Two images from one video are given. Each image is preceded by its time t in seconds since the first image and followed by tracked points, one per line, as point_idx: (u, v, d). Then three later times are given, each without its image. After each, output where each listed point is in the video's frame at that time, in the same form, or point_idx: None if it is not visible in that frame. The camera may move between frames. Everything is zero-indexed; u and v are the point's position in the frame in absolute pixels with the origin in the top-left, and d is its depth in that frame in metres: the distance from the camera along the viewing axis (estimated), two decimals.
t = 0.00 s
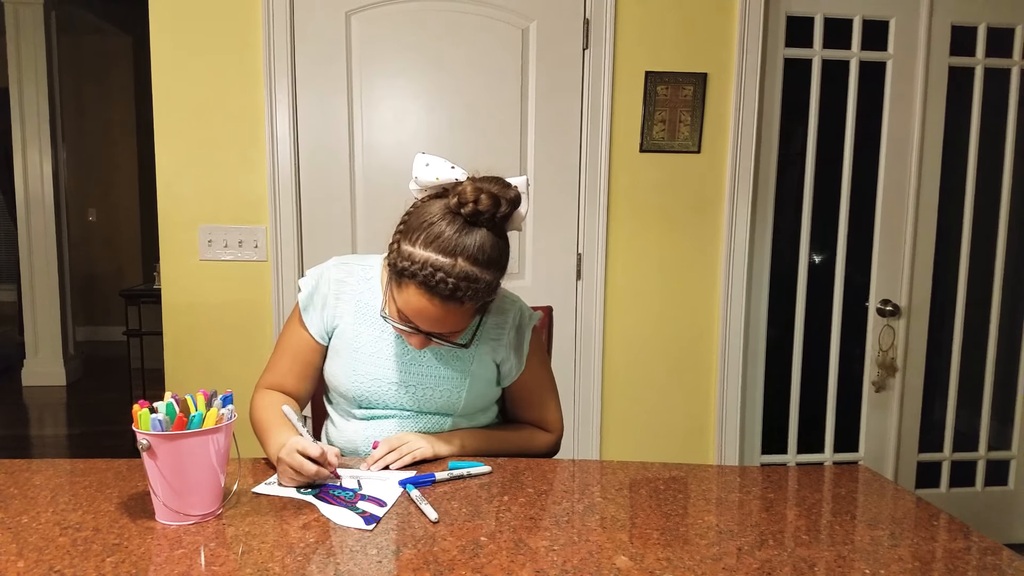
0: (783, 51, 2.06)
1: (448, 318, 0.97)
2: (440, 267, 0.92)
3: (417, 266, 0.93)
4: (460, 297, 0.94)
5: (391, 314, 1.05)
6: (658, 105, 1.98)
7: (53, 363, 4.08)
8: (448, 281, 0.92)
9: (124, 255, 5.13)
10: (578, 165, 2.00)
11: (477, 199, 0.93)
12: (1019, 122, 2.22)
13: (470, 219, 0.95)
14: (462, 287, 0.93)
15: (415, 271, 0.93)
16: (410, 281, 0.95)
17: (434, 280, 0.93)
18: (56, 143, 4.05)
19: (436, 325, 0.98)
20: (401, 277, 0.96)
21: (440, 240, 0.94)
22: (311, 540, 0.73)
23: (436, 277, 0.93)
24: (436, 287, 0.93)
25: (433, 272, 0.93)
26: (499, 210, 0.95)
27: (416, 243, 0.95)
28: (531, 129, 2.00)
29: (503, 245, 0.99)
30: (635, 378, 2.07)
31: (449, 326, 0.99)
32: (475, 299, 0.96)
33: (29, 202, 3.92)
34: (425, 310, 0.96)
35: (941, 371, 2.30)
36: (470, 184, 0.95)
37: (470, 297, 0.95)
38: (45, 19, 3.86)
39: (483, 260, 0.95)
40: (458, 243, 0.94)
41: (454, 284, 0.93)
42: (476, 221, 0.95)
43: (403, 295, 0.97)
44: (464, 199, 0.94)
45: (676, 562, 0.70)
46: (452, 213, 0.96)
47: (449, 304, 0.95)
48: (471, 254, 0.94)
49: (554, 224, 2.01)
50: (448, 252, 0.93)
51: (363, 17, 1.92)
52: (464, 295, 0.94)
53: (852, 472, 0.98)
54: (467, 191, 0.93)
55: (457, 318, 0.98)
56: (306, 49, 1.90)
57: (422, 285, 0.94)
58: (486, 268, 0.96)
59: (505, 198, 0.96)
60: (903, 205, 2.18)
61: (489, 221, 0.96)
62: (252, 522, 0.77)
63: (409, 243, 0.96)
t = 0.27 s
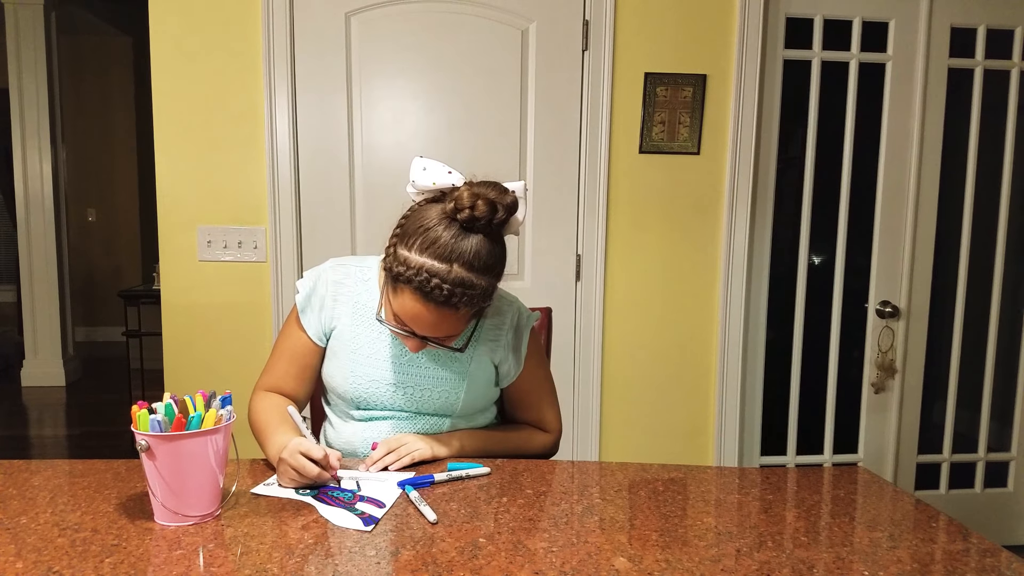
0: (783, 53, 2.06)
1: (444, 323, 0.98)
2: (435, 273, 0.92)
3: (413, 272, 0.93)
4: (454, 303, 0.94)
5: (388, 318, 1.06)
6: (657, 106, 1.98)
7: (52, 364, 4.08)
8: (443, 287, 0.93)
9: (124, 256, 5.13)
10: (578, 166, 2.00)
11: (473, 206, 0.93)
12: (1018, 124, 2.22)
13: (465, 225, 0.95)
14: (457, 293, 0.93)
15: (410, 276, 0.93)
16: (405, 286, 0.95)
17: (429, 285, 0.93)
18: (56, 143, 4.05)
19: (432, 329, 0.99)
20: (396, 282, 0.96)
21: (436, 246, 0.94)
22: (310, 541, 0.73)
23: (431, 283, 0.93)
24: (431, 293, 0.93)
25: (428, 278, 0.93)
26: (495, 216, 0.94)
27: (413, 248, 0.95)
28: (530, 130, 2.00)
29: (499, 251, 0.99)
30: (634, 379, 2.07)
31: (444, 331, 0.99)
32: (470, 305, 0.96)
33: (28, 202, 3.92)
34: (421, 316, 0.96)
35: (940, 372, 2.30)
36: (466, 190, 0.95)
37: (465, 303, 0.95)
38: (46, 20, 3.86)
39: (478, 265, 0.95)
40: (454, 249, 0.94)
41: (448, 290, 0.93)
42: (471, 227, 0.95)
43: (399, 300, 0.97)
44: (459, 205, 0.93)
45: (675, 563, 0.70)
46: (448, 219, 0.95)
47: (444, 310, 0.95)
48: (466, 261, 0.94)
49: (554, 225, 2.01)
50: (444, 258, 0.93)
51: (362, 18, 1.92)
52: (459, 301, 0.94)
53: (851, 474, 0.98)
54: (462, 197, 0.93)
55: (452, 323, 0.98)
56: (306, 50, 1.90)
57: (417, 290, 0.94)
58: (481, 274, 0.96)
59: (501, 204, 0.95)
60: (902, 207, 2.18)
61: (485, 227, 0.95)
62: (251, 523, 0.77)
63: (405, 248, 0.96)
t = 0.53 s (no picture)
0: (782, 54, 2.06)
1: (441, 329, 0.98)
2: (431, 278, 0.92)
3: (409, 278, 0.93)
4: (451, 308, 0.94)
5: (383, 321, 1.06)
6: (656, 107, 1.98)
7: (51, 364, 4.08)
8: (439, 293, 0.93)
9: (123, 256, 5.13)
10: (577, 167, 2.00)
11: (470, 212, 0.93)
12: (1017, 125, 2.23)
13: (461, 230, 0.95)
14: (453, 299, 0.93)
15: (406, 282, 0.93)
16: (401, 292, 0.95)
17: (425, 291, 0.93)
18: (55, 143, 4.05)
19: (428, 334, 0.99)
20: (392, 287, 0.96)
21: (432, 251, 0.94)
22: (307, 541, 0.73)
23: (427, 288, 0.93)
24: (427, 299, 0.93)
25: (424, 284, 0.93)
26: (491, 221, 0.94)
27: (409, 254, 0.95)
28: (529, 130, 2.00)
29: (495, 256, 0.99)
30: (633, 380, 2.07)
31: (441, 336, 0.99)
32: (466, 310, 0.96)
33: (28, 202, 3.92)
34: (418, 323, 0.96)
35: (939, 373, 2.30)
36: (463, 195, 0.95)
37: (460, 308, 0.95)
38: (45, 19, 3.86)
39: (474, 271, 0.95)
40: (450, 255, 0.94)
41: (444, 296, 0.93)
42: (467, 233, 0.95)
43: (395, 305, 0.97)
44: (456, 211, 0.93)
45: (673, 564, 0.70)
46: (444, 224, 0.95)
47: (440, 315, 0.95)
48: (462, 266, 0.94)
49: (553, 226, 2.01)
50: (440, 264, 0.93)
51: (362, 18, 1.92)
52: (455, 306, 0.94)
53: (849, 475, 0.98)
54: (459, 203, 0.93)
55: (449, 328, 0.98)
56: (305, 51, 1.90)
57: (413, 296, 0.94)
58: (477, 279, 0.96)
59: (497, 210, 0.95)
60: (901, 208, 2.18)
61: (481, 233, 0.95)
62: (249, 523, 0.77)
63: (401, 254, 0.96)
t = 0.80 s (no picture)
0: (782, 55, 2.06)
1: (439, 333, 0.98)
2: (428, 283, 0.93)
3: (406, 282, 0.93)
4: (448, 312, 0.94)
5: (383, 324, 1.06)
6: (656, 108, 1.98)
7: (51, 364, 4.08)
8: (437, 298, 0.93)
9: (123, 256, 5.12)
10: (577, 168, 2.00)
11: (468, 217, 0.92)
12: (1017, 126, 2.23)
13: (460, 235, 0.94)
14: (450, 304, 0.93)
15: (404, 286, 0.94)
16: (399, 295, 0.95)
17: (422, 295, 0.93)
18: (55, 143, 4.05)
19: (426, 337, 0.99)
20: (390, 291, 0.97)
21: (430, 256, 0.94)
22: (306, 542, 0.73)
23: (424, 293, 0.93)
24: (425, 303, 0.94)
25: (421, 288, 0.93)
26: (489, 226, 0.94)
27: (407, 258, 0.95)
28: (529, 131, 2.00)
29: (493, 261, 0.98)
30: (633, 381, 2.07)
31: (439, 338, 0.99)
32: (464, 314, 0.97)
33: (28, 202, 3.92)
34: (416, 326, 0.97)
35: (939, 375, 2.30)
36: (462, 200, 0.94)
37: (458, 313, 0.95)
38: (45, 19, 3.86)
39: (472, 275, 0.95)
40: (448, 260, 0.94)
41: (442, 300, 0.93)
42: (465, 238, 0.94)
43: (394, 308, 0.98)
44: (454, 216, 0.93)
45: (672, 566, 0.70)
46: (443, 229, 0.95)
47: (438, 319, 0.96)
48: (460, 271, 0.94)
49: (553, 227, 2.01)
50: (438, 268, 0.93)
51: (362, 19, 1.92)
52: (453, 311, 0.95)
53: (849, 477, 0.98)
54: (457, 207, 0.92)
55: (447, 331, 0.99)
56: (305, 52, 1.90)
57: (411, 300, 0.95)
58: (475, 284, 0.96)
59: (496, 214, 0.95)
60: (901, 209, 2.18)
61: (479, 237, 0.95)
62: (248, 524, 0.77)
63: (400, 257, 0.96)
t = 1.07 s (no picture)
0: (781, 56, 2.06)
1: (438, 337, 0.98)
2: (428, 288, 0.93)
3: (406, 288, 0.93)
4: (448, 317, 0.94)
5: (382, 328, 1.06)
6: (656, 109, 1.99)
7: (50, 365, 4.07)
8: (437, 303, 0.93)
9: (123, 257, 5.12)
10: (576, 169, 2.00)
11: (468, 223, 0.92)
12: (1016, 127, 2.23)
13: (460, 240, 0.94)
14: (450, 309, 0.94)
15: (404, 291, 0.94)
16: (399, 300, 0.95)
17: (422, 300, 0.93)
18: (55, 144, 4.05)
19: (426, 342, 0.99)
20: (390, 296, 0.97)
21: (430, 261, 0.94)
22: (306, 544, 0.73)
23: (424, 299, 0.93)
24: (424, 308, 0.94)
25: (421, 294, 0.93)
26: (489, 231, 0.94)
27: (407, 264, 0.95)
28: (529, 133, 2.00)
29: (493, 266, 0.98)
30: (633, 382, 2.07)
31: (438, 343, 0.99)
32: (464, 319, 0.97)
33: (28, 204, 3.92)
34: (415, 331, 0.97)
35: (939, 375, 2.30)
36: (462, 205, 0.94)
37: (457, 319, 0.95)
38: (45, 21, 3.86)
39: (471, 281, 0.95)
40: (447, 265, 0.94)
41: (441, 306, 0.93)
42: (464, 244, 0.94)
43: (393, 313, 0.98)
44: (454, 221, 0.93)
45: (672, 568, 0.70)
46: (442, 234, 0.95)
47: (437, 324, 0.96)
48: (460, 276, 0.94)
49: (552, 228, 2.01)
50: (438, 274, 0.93)
51: (362, 21, 1.92)
52: (453, 316, 0.95)
53: (849, 478, 0.98)
54: (457, 213, 0.92)
55: (446, 337, 0.99)
56: (304, 53, 1.90)
57: (410, 305, 0.95)
58: (475, 289, 0.96)
59: (496, 220, 0.95)
60: (901, 209, 2.18)
61: (479, 243, 0.95)
62: (248, 526, 0.77)
63: (400, 262, 0.96)
